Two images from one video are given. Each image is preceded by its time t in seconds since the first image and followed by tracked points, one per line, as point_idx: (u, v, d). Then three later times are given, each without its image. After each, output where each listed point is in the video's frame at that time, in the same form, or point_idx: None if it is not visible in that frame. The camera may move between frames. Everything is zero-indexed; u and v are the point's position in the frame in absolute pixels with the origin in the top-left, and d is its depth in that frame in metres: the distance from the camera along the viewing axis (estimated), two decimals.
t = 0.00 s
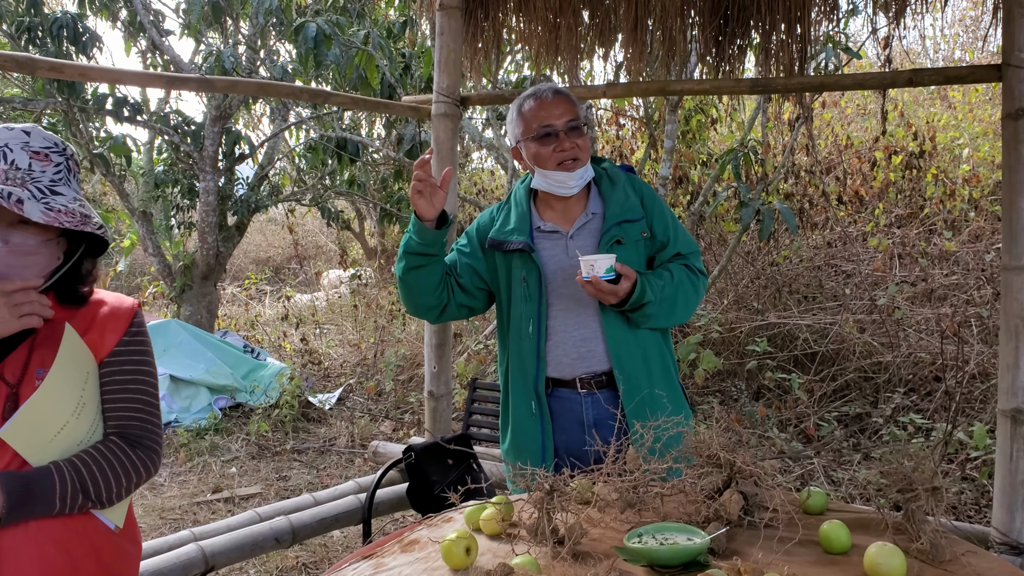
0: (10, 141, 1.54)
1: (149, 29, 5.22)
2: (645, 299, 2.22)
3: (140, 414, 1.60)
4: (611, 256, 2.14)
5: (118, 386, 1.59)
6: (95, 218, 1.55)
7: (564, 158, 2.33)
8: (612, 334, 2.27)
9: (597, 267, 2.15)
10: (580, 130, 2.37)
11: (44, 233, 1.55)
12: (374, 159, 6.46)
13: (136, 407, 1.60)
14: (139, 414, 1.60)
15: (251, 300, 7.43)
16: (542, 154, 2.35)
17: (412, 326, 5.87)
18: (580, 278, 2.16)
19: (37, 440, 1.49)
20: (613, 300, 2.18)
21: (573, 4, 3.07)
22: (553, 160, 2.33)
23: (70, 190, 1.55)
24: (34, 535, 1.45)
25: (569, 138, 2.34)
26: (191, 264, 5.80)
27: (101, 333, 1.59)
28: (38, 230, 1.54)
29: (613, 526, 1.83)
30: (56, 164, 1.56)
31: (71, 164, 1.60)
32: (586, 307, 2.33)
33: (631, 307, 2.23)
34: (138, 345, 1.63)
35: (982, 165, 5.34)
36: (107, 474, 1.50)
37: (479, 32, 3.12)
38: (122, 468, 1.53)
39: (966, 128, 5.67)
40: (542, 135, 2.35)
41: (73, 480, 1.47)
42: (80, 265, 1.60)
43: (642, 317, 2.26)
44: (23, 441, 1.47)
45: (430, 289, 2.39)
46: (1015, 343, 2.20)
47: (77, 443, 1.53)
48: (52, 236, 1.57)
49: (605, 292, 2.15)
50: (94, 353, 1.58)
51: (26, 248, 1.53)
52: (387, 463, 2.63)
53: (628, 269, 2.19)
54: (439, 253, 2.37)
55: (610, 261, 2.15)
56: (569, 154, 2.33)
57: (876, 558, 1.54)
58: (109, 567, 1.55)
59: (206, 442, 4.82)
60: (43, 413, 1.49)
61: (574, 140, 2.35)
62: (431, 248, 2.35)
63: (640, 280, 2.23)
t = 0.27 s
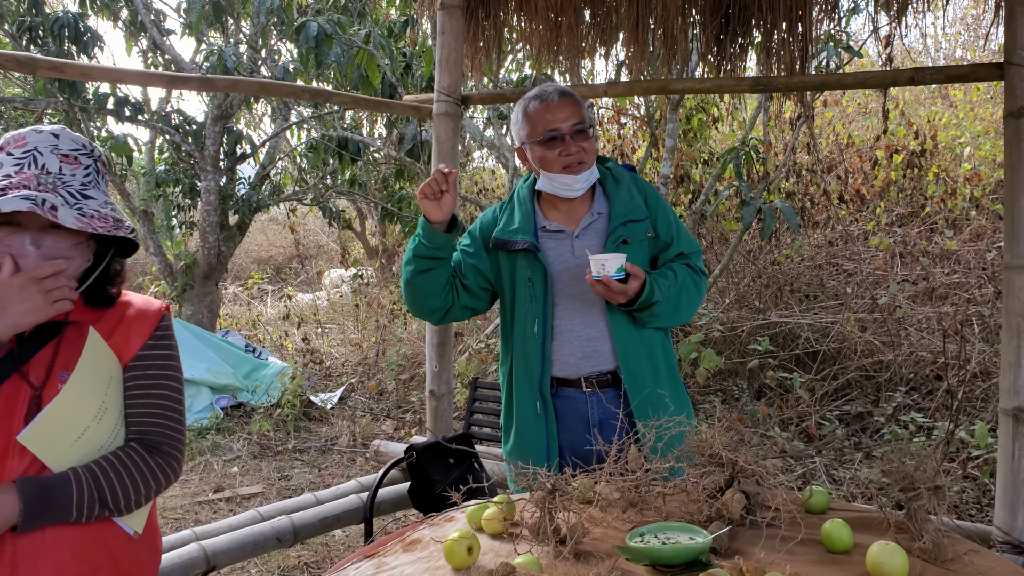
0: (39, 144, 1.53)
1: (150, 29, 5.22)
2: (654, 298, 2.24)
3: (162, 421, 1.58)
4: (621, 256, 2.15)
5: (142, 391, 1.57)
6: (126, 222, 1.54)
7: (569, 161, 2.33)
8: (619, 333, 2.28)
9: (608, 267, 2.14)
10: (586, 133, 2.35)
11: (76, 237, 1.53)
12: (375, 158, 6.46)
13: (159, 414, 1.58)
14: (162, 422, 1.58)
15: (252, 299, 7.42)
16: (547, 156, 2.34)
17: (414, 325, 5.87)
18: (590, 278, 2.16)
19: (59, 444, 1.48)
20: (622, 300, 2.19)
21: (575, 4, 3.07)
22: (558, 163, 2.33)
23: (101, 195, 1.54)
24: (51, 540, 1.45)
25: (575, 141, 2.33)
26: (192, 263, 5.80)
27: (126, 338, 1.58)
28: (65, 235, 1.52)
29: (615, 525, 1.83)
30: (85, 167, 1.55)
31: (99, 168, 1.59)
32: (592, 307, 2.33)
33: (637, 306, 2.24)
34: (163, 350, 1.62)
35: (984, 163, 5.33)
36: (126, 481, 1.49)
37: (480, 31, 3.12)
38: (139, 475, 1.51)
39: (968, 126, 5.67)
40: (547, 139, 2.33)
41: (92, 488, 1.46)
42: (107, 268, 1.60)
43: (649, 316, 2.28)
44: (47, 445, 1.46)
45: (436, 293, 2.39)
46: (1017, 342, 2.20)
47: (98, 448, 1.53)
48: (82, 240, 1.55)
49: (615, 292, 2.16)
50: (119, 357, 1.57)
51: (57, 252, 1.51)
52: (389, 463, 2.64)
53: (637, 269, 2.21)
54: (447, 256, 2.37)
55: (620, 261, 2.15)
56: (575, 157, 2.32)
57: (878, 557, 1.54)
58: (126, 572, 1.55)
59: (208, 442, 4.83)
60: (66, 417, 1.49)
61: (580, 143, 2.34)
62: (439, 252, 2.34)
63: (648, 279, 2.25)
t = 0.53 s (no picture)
0: (53, 141, 1.53)
1: (151, 28, 5.22)
2: (658, 297, 2.25)
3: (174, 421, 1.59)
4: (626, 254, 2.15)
5: (152, 392, 1.57)
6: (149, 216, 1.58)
7: (570, 160, 2.32)
8: (621, 333, 2.28)
9: (613, 265, 2.15)
10: (588, 132, 2.35)
11: (95, 234, 1.56)
12: (377, 157, 6.46)
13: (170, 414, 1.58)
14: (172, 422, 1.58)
15: (255, 299, 7.43)
16: (548, 155, 2.33)
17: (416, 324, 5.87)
18: (594, 276, 2.16)
19: (74, 445, 1.48)
20: (626, 299, 2.19)
21: (576, 2, 3.07)
22: (559, 162, 2.33)
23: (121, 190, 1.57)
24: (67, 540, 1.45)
25: (576, 140, 2.32)
26: (194, 263, 5.81)
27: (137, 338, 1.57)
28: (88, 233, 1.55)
29: (616, 524, 1.83)
30: (101, 163, 1.57)
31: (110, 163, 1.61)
32: (594, 305, 2.33)
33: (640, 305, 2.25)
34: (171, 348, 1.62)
35: (986, 161, 5.31)
36: (141, 483, 1.50)
37: (482, 29, 3.11)
38: (154, 476, 1.52)
39: (970, 124, 5.66)
40: (548, 138, 2.33)
41: (110, 491, 1.46)
42: (116, 267, 1.62)
43: (652, 316, 2.29)
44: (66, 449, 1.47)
45: (443, 299, 2.39)
46: (1020, 340, 2.19)
47: (112, 449, 1.53)
48: (100, 236, 1.57)
49: (620, 290, 2.16)
50: (129, 358, 1.56)
51: (77, 250, 1.53)
52: (391, 462, 2.64)
53: (641, 268, 2.21)
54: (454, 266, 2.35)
55: (624, 259, 2.16)
56: (576, 156, 2.32)
57: (880, 556, 1.54)
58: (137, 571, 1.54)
59: (210, 441, 4.83)
60: (84, 420, 1.48)
61: (580, 143, 2.33)
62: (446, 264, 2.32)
63: (652, 279, 2.26)
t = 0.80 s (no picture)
0: (27, 133, 1.55)
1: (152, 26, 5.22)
2: (656, 295, 2.25)
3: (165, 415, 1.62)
4: (624, 251, 2.16)
5: (141, 385, 1.59)
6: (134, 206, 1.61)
7: (553, 156, 2.33)
8: (620, 331, 2.28)
9: (611, 262, 2.15)
10: (578, 131, 2.34)
11: (77, 225, 1.56)
12: (378, 155, 6.46)
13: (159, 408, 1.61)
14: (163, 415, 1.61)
15: (257, 297, 7.43)
16: (534, 150, 2.36)
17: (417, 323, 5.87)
18: (592, 272, 2.17)
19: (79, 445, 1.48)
20: (625, 295, 2.19)
21: None
22: (544, 157, 2.34)
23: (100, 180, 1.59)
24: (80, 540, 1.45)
25: (561, 137, 2.32)
26: (196, 261, 5.81)
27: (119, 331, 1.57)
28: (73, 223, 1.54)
29: (617, 523, 1.82)
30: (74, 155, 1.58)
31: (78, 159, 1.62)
32: (594, 303, 2.33)
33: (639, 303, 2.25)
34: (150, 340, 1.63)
35: (989, 159, 5.30)
36: (147, 479, 1.52)
37: (482, 27, 3.11)
38: (156, 471, 1.55)
39: (973, 122, 5.65)
40: (536, 133, 2.35)
41: (122, 490, 1.48)
42: (88, 262, 1.60)
43: (650, 313, 2.28)
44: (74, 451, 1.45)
45: (444, 304, 2.39)
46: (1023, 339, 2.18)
47: (111, 447, 1.54)
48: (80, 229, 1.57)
49: (618, 287, 2.17)
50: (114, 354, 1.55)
51: (64, 241, 1.52)
52: (393, 460, 2.64)
53: (640, 265, 2.21)
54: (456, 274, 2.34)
55: (623, 256, 2.16)
56: (559, 152, 2.32)
57: (881, 555, 1.53)
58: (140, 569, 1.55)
59: (212, 439, 4.84)
60: (90, 419, 1.48)
61: (567, 142, 2.33)
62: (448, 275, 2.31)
63: (651, 276, 2.25)
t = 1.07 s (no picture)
0: None
1: (156, 26, 5.22)
2: (656, 293, 2.24)
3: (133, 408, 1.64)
4: (624, 248, 2.16)
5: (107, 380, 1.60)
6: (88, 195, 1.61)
7: (555, 159, 2.32)
8: (619, 330, 2.28)
9: (611, 258, 2.15)
10: (579, 133, 2.33)
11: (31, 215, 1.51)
12: (381, 155, 6.47)
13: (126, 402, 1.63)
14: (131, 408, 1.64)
15: (260, 297, 7.44)
16: (535, 152, 2.35)
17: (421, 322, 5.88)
18: (592, 269, 2.17)
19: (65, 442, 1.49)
20: (624, 292, 2.19)
21: None
22: (544, 160, 2.34)
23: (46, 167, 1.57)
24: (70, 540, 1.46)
25: (563, 141, 2.32)
26: (199, 261, 5.82)
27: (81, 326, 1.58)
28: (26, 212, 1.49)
29: (620, 523, 1.82)
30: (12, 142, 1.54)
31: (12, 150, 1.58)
32: (594, 301, 2.33)
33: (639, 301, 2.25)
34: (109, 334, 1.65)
35: (993, 157, 5.29)
36: (131, 472, 1.55)
37: (485, 26, 3.10)
38: (136, 463, 1.58)
39: (977, 120, 5.64)
40: (538, 134, 2.34)
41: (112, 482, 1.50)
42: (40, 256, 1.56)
43: (650, 312, 2.28)
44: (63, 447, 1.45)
45: (450, 305, 2.39)
46: None
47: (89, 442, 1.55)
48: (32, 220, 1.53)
49: (618, 283, 2.17)
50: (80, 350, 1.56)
51: (21, 232, 1.47)
52: (396, 460, 2.64)
53: (640, 262, 2.21)
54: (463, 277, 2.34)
55: (623, 252, 2.17)
56: (560, 155, 2.32)
57: (886, 555, 1.53)
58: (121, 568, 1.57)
59: (216, 439, 4.85)
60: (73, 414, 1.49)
61: (569, 144, 2.32)
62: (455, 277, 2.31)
63: (651, 275, 2.25)
